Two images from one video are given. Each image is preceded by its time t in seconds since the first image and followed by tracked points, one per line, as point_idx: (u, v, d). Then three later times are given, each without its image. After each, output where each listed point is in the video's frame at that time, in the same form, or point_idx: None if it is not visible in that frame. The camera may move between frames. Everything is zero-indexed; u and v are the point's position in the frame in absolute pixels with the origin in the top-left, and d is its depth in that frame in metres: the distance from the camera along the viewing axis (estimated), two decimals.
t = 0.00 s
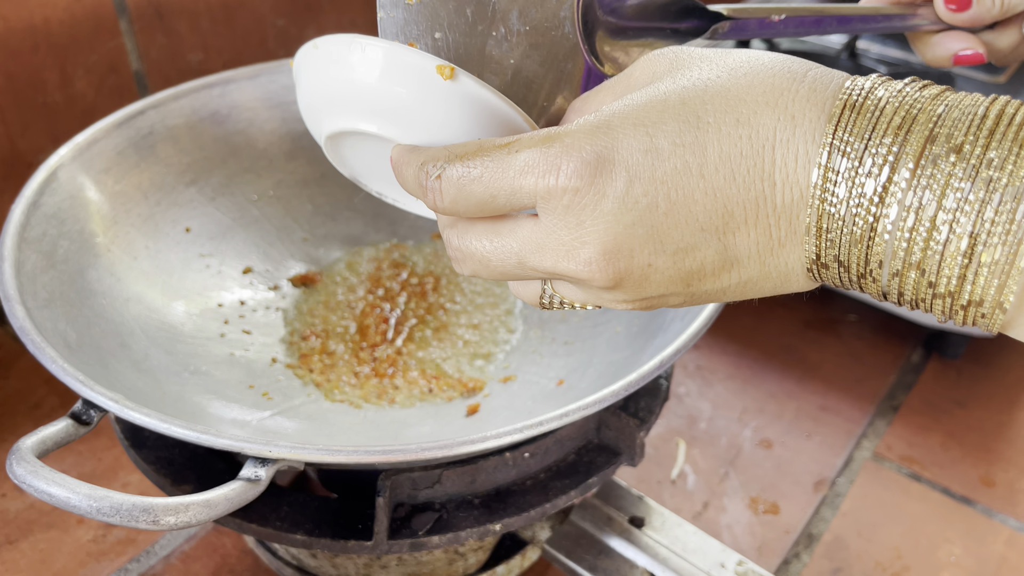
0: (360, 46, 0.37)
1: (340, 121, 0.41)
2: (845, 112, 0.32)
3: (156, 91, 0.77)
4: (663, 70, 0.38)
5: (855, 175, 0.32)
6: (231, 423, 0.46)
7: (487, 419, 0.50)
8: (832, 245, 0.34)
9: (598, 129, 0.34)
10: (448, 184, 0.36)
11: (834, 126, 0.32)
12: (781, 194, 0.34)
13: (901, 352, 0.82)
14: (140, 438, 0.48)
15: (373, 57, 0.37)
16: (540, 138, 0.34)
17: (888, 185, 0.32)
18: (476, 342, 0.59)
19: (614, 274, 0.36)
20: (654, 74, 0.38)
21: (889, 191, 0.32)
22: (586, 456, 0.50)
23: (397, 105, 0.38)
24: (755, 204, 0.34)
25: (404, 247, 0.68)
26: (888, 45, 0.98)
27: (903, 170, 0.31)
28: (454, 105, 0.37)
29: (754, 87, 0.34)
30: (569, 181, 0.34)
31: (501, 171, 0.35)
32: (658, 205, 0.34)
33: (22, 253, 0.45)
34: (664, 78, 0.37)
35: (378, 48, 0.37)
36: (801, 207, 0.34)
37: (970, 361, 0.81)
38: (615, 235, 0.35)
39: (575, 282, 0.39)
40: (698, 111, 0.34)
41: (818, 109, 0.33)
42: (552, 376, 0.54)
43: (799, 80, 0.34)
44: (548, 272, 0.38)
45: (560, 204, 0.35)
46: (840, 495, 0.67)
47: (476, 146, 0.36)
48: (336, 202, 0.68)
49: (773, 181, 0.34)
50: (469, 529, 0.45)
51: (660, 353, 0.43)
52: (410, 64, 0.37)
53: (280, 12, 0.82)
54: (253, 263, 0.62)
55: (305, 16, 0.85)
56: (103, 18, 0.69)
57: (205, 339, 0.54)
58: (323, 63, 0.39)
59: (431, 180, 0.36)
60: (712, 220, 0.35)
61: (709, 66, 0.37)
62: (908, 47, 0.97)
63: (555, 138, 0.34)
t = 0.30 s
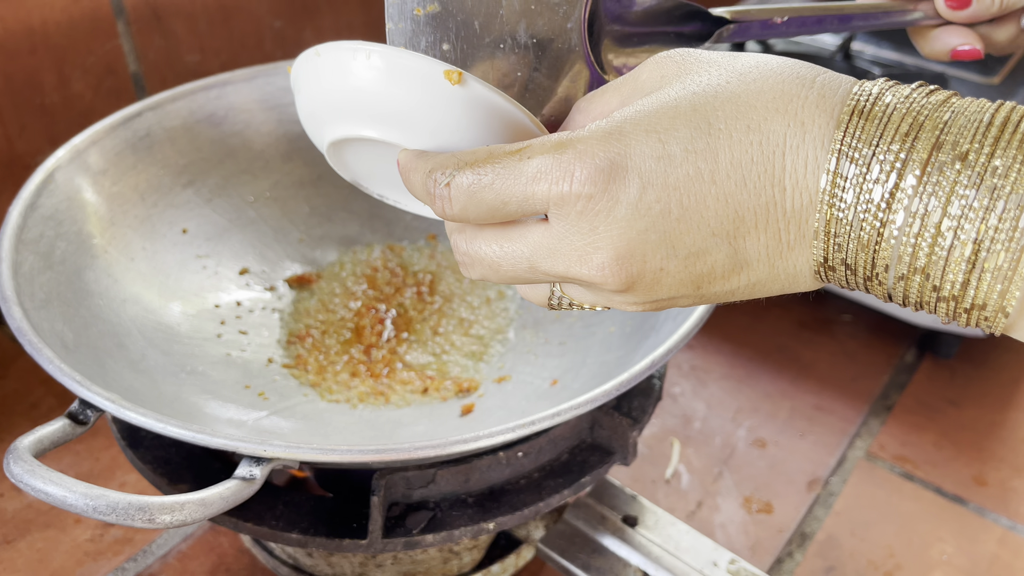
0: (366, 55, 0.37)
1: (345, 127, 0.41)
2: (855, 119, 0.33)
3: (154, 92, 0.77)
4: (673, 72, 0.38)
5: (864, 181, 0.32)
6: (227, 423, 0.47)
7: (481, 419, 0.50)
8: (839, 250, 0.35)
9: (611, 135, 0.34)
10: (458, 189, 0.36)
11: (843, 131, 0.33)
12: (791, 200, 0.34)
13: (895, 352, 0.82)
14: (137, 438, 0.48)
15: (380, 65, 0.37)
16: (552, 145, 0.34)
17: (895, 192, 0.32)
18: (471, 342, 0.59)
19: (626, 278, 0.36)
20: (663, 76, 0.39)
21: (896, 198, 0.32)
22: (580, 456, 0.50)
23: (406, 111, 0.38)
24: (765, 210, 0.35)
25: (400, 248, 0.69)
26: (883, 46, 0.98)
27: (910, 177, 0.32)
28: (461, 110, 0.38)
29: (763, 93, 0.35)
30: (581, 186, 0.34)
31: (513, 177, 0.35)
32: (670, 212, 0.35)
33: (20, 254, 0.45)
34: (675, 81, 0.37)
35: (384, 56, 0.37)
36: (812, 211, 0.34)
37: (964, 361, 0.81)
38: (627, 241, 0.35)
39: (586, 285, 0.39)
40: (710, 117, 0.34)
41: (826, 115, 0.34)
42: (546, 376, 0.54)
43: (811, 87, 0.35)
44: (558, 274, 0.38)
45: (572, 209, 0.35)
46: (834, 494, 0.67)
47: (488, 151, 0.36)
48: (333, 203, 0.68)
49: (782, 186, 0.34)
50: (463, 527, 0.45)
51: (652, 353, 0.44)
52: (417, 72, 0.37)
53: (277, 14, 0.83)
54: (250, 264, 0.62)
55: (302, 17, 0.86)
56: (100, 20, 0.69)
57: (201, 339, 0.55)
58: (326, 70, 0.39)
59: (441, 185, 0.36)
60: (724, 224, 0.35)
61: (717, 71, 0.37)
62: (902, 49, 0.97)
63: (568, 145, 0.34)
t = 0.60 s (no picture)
0: (440, 54, 0.35)
1: (414, 124, 0.40)
2: (960, 138, 0.34)
3: (150, 93, 0.77)
4: (764, 73, 0.38)
5: (969, 206, 0.34)
6: (222, 422, 0.47)
7: (475, 417, 0.50)
8: (939, 267, 0.36)
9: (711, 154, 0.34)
10: (547, 213, 0.35)
11: (946, 152, 0.34)
12: (891, 220, 0.35)
13: (888, 351, 0.83)
14: (132, 436, 0.49)
15: (454, 66, 0.35)
16: (650, 167, 0.34)
17: (1001, 216, 0.34)
18: (467, 341, 0.60)
19: (726, 296, 0.37)
20: (750, 79, 0.39)
21: (1002, 222, 0.34)
22: (573, 454, 0.51)
23: (478, 113, 0.37)
24: (865, 230, 0.35)
25: (396, 247, 0.69)
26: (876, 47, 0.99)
27: (1015, 203, 0.33)
28: (539, 110, 0.36)
29: (866, 113, 0.35)
30: (682, 211, 0.33)
31: (608, 201, 0.34)
32: (774, 235, 0.35)
33: (16, 254, 0.45)
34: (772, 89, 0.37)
35: (460, 57, 0.35)
36: (912, 230, 0.35)
37: (957, 360, 0.81)
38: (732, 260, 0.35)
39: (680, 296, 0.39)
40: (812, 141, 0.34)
41: (929, 133, 0.34)
42: (540, 375, 0.54)
43: (914, 105, 0.35)
44: (649, 285, 0.38)
45: (672, 232, 0.34)
46: (827, 493, 0.67)
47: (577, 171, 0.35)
48: (328, 202, 0.68)
49: (885, 207, 0.35)
50: (456, 526, 0.45)
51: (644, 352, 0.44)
52: (494, 75, 0.35)
53: (273, 15, 0.83)
54: (246, 264, 0.63)
55: (299, 18, 0.86)
56: (97, 21, 0.69)
57: (197, 339, 0.55)
58: (393, 69, 0.37)
59: (531, 210, 0.35)
60: (824, 243, 0.35)
61: (805, 82, 0.37)
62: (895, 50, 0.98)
63: (670, 168, 0.33)
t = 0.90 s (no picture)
0: (523, 131, 0.36)
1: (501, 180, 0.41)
2: None
3: (150, 92, 0.77)
4: (870, 104, 0.36)
5: None
6: (222, 419, 0.47)
7: (474, 415, 0.51)
8: None
9: (827, 215, 0.35)
10: (655, 257, 0.39)
11: None
12: (998, 262, 0.37)
13: (886, 350, 0.83)
14: (132, 434, 0.49)
15: (545, 141, 0.36)
16: (764, 227, 0.36)
17: None
18: (466, 339, 0.60)
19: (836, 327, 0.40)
20: (856, 111, 0.36)
21: None
22: (572, 451, 0.51)
23: (572, 170, 0.38)
24: (971, 272, 0.37)
25: (396, 246, 0.69)
26: (873, 47, 0.99)
27: None
28: (630, 155, 0.37)
29: (975, 167, 0.35)
30: (797, 268, 0.36)
31: (719, 254, 0.37)
32: (883, 283, 0.37)
33: (17, 252, 0.45)
34: (880, 132, 0.35)
35: (549, 133, 0.36)
36: (1011, 269, 0.37)
37: (954, 359, 0.82)
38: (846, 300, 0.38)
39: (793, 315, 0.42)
40: (924, 198, 0.35)
41: None
42: (539, 372, 0.55)
43: None
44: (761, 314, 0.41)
45: (787, 285, 0.37)
46: (825, 491, 0.68)
47: (686, 221, 0.38)
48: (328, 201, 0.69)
49: (991, 254, 0.36)
50: (456, 522, 0.45)
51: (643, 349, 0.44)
52: (583, 139, 0.35)
53: (272, 14, 0.83)
54: (245, 262, 0.63)
55: (298, 17, 0.86)
56: (96, 20, 0.70)
57: (197, 336, 0.55)
58: (476, 142, 0.38)
59: (641, 254, 0.40)
60: (931, 284, 0.38)
61: (913, 121, 0.36)
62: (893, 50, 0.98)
63: (780, 236, 0.36)
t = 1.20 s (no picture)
0: (818, 268, 0.45)
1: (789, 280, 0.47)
2: None
3: (150, 88, 0.77)
4: None
5: None
6: (224, 414, 0.47)
7: (475, 410, 0.51)
8: None
9: None
10: (953, 382, 0.41)
11: None
12: None
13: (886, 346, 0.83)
14: (133, 428, 0.49)
15: (837, 275, 0.45)
16: None
17: None
18: (467, 335, 0.60)
19: None
20: None
21: None
22: (573, 446, 0.51)
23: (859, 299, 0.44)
24: None
25: (397, 242, 0.69)
26: (872, 45, 0.99)
27: None
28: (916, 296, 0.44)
29: None
30: None
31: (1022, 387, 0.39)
32: None
33: (18, 246, 0.45)
34: None
35: (840, 270, 0.45)
36: None
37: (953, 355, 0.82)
38: None
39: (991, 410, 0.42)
40: None
41: None
42: (540, 367, 0.55)
43: None
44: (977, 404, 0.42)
45: None
46: (824, 486, 0.68)
47: (979, 351, 0.40)
48: (329, 197, 0.69)
49: None
50: (457, 516, 0.45)
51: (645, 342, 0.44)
52: (877, 284, 0.43)
53: (272, 11, 0.83)
54: (246, 258, 0.63)
55: (298, 15, 0.86)
56: (96, 16, 0.70)
57: (199, 331, 0.55)
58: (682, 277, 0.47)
59: (930, 374, 0.41)
60: None
61: None
62: (892, 49, 0.98)
63: None
